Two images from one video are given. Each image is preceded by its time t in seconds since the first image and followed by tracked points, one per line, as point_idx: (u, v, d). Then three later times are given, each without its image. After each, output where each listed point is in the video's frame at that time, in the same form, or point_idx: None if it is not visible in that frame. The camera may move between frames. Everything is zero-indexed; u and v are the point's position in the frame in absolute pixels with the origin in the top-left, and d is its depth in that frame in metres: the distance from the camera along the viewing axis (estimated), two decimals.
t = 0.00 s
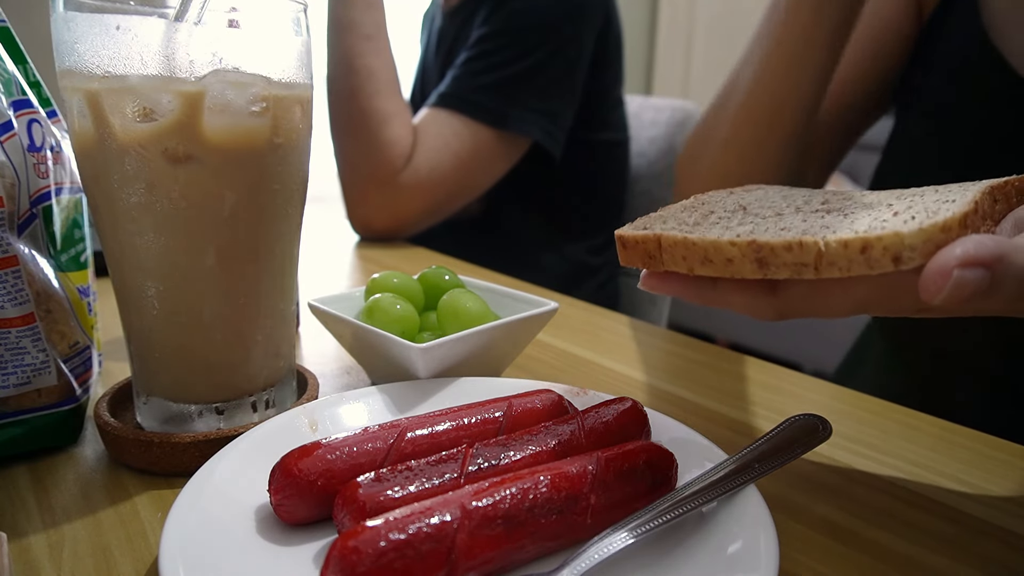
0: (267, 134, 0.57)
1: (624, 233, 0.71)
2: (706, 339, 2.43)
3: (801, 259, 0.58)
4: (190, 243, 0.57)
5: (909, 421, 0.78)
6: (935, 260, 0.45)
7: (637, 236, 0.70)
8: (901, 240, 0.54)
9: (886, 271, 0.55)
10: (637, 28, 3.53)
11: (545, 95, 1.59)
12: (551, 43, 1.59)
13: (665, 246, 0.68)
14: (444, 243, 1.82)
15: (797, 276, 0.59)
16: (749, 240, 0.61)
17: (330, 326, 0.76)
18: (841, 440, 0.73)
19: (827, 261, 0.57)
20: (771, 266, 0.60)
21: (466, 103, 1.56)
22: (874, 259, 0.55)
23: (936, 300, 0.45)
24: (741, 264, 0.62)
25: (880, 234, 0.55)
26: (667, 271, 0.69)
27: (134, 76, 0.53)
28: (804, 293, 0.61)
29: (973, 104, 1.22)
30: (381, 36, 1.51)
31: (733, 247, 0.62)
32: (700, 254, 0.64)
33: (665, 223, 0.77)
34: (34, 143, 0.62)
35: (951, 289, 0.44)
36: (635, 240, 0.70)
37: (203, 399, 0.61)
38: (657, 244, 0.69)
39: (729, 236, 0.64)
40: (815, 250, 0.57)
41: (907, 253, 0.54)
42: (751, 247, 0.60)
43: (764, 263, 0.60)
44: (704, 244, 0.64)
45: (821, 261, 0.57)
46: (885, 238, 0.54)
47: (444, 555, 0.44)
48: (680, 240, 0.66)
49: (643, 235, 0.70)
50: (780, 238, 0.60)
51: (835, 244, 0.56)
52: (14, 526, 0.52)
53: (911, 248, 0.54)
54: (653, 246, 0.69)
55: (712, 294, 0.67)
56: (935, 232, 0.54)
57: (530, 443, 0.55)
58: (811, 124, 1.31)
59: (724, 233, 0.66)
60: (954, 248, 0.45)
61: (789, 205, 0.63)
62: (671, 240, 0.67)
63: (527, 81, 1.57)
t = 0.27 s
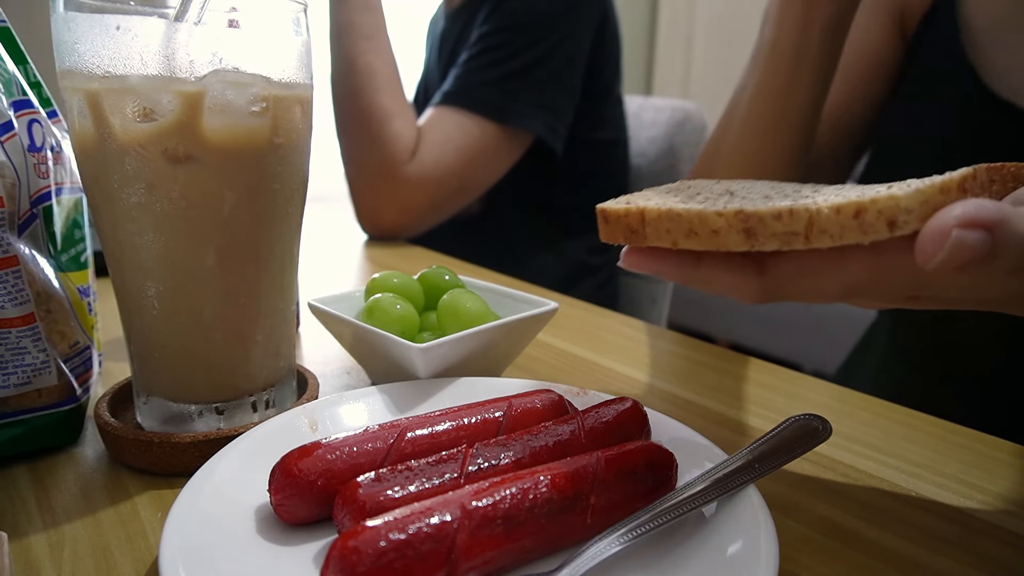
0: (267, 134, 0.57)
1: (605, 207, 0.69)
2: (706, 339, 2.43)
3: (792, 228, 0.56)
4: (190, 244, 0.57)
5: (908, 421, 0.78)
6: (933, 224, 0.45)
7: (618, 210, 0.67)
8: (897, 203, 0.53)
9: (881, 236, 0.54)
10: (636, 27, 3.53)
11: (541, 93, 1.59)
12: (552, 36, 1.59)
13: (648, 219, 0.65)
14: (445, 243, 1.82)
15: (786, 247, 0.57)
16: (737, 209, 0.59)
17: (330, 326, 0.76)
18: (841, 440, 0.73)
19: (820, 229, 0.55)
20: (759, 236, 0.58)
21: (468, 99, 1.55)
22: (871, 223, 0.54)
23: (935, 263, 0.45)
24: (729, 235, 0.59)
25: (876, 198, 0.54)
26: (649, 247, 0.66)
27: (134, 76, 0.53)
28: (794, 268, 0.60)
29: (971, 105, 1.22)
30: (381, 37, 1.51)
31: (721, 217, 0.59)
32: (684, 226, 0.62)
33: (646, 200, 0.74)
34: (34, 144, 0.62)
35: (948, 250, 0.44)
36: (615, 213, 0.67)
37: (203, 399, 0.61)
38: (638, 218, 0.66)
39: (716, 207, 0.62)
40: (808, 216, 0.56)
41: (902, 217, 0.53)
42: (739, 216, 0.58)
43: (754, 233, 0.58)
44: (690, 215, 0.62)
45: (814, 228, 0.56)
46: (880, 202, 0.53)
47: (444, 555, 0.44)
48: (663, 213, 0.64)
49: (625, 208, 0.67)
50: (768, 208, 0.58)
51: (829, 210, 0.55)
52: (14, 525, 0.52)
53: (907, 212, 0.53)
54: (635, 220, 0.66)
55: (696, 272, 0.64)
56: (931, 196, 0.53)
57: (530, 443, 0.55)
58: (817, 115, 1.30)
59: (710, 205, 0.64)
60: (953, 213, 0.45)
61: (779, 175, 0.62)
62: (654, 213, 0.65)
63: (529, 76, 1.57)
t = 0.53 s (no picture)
0: (267, 133, 0.57)
1: (582, 226, 0.71)
2: (705, 339, 2.43)
3: (753, 247, 0.58)
4: (191, 244, 0.57)
5: (907, 420, 0.78)
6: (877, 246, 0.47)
7: (594, 228, 0.69)
8: (848, 226, 0.55)
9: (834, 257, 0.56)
10: (634, 27, 3.53)
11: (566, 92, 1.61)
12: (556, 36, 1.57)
13: (620, 237, 0.67)
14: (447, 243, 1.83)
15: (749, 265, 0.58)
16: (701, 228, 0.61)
17: (329, 326, 0.75)
18: (841, 440, 0.73)
19: (777, 248, 0.57)
20: (724, 255, 0.59)
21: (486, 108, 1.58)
22: (824, 244, 0.55)
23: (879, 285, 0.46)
24: (695, 255, 0.61)
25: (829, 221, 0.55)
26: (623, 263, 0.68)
27: (134, 76, 0.53)
28: (762, 287, 0.61)
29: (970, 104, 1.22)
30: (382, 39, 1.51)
31: (687, 237, 0.61)
32: (655, 245, 0.63)
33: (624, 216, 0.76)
34: (33, 143, 0.62)
35: (891, 272, 0.45)
36: (592, 231, 0.69)
37: (203, 399, 0.61)
38: (613, 236, 0.68)
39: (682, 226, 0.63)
40: (767, 237, 0.57)
41: (853, 238, 0.55)
42: (704, 236, 0.59)
43: (718, 252, 0.59)
44: (659, 235, 0.63)
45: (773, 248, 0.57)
46: (832, 225, 0.55)
47: (444, 555, 0.44)
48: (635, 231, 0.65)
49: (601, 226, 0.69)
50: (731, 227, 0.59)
51: (786, 232, 0.56)
52: (14, 525, 0.52)
53: (857, 232, 0.55)
54: (610, 237, 0.68)
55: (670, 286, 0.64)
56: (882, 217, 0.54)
57: (530, 443, 0.55)
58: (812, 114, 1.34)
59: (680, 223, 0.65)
60: (896, 235, 0.46)
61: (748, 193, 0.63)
62: (627, 232, 0.66)
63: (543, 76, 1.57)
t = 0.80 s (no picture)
0: (267, 133, 0.57)
1: (620, 148, 0.71)
2: (705, 339, 2.44)
3: (807, 159, 0.59)
4: (191, 243, 0.57)
5: (907, 420, 0.78)
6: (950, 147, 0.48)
7: (634, 149, 0.70)
8: (912, 132, 0.56)
9: (895, 164, 0.57)
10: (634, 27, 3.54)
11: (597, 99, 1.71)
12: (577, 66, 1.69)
13: (664, 156, 0.67)
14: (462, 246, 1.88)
15: (801, 178, 0.60)
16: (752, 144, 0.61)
17: (329, 326, 0.75)
18: (840, 440, 0.73)
19: (834, 159, 0.58)
20: (775, 169, 0.60)
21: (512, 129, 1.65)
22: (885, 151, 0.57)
23: (948, 188, 0.48)
24: (745, 169, 0.61)
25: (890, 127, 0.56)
26: (665, 183, 0.68)
27: (134, 76, 0.53)
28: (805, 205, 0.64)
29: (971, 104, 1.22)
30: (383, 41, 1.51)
31: (737, 151, 0.61)
32: (700, 162, 0.64)
33: (659, 141, 0.77)
34: (33, 143, 0.62)
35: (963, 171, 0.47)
36: (631, 153, 0.70)
37: (203, 399, 0.61)
38: (655, 156, 0.68)
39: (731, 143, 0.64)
40: (823, 147, 0.58)
41: (917, 144, 0.56)
42: (754, 150, 0.60)
43: (769, 166, 0.60)
44: (705, 150, 0.63)
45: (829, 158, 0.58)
46: (896, 130, 0.56)
47: (444, 555, 0.44)
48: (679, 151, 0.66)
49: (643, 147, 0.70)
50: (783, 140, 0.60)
51: (845, 142, 0.57)
52: (14, 525, 0.52)
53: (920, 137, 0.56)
54: (651, 158, 0.68)
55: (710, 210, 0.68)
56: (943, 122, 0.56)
57: (530, 443, 0.55)
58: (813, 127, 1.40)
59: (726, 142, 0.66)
60: (967, 138, 0.48)
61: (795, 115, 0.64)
62: (669, 150, 0.67)
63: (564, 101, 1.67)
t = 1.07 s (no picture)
0: (267, 134, 0.57)
1: (655, 93, 0.71)
2: (706, 339, 2.44)
3: (851, 106, 0.58)
4: (191, 243, 0.57)
5: (908, 420, 0.78)
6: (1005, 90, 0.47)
7: (669, 96, 0.69)
8: (964, 77, 0.55)
9: (943, 110, 0.56)
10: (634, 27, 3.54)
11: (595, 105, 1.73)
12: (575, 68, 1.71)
13: (702, 102, 0.67)
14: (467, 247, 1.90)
15: (843, 125, 0.59)
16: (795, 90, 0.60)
17: (330, 326, 0.75)
18: (840, 440, 0.73)
19: (880, 107, 0.57)
20: (816, 116, 0.59)
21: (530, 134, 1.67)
22: (936, 96, 0.56)
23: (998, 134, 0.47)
24: (784, 117, 0.61)
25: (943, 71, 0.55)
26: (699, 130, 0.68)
27: (134, 76, 0.53)
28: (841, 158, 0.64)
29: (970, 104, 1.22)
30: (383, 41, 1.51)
31: (778, 98, 0.61)
32: (739, 109, 0.64)
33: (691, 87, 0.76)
34: (34, 144, 0.62)
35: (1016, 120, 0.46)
36: (666, 99, 0.70)
37: (203, 399, 0.61)
38: (690, 103, 0.68)
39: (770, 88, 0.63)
40: (868, 93, 0.57)
41: (967, 90, 0.55)
42: (796, 96, 0.60)
43: (811, 113, 0.60)
44: (744, 98, 0.63)
45: (874, 105, 0.57)
46: (948, 76, 0.55)
47: (444, 555, 0.44)
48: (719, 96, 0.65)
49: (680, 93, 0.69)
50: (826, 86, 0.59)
51: (893, 89, 0.56)
52: (15, 525, 0.52)
53: (972, 82, 0.55)
54: (686, 105, 0.68)
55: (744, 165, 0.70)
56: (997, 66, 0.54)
57: (530, 443, 0.55)
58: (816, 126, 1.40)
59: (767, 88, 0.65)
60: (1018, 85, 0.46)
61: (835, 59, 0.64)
62: (705, 97, 0.66)
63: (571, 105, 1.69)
